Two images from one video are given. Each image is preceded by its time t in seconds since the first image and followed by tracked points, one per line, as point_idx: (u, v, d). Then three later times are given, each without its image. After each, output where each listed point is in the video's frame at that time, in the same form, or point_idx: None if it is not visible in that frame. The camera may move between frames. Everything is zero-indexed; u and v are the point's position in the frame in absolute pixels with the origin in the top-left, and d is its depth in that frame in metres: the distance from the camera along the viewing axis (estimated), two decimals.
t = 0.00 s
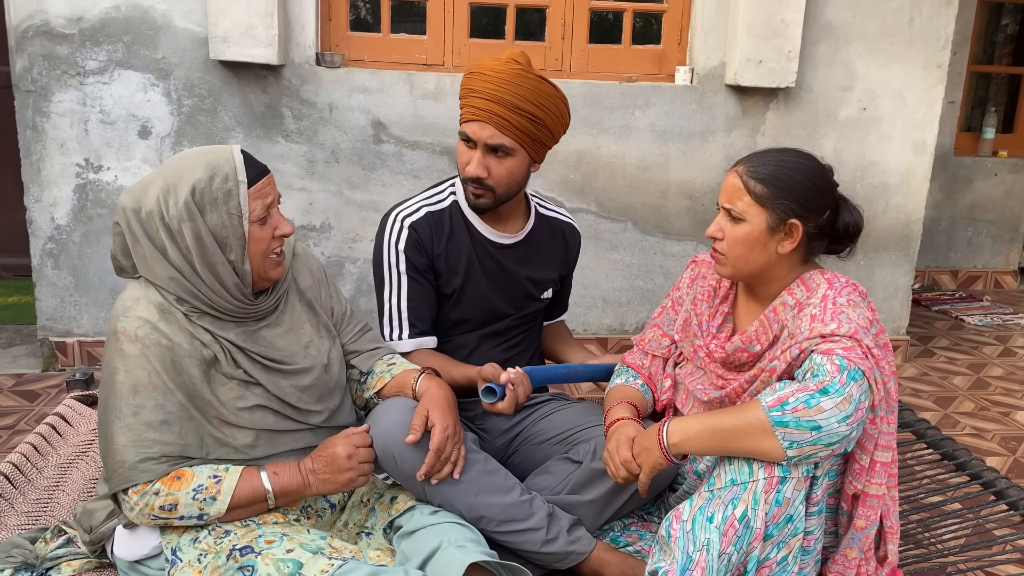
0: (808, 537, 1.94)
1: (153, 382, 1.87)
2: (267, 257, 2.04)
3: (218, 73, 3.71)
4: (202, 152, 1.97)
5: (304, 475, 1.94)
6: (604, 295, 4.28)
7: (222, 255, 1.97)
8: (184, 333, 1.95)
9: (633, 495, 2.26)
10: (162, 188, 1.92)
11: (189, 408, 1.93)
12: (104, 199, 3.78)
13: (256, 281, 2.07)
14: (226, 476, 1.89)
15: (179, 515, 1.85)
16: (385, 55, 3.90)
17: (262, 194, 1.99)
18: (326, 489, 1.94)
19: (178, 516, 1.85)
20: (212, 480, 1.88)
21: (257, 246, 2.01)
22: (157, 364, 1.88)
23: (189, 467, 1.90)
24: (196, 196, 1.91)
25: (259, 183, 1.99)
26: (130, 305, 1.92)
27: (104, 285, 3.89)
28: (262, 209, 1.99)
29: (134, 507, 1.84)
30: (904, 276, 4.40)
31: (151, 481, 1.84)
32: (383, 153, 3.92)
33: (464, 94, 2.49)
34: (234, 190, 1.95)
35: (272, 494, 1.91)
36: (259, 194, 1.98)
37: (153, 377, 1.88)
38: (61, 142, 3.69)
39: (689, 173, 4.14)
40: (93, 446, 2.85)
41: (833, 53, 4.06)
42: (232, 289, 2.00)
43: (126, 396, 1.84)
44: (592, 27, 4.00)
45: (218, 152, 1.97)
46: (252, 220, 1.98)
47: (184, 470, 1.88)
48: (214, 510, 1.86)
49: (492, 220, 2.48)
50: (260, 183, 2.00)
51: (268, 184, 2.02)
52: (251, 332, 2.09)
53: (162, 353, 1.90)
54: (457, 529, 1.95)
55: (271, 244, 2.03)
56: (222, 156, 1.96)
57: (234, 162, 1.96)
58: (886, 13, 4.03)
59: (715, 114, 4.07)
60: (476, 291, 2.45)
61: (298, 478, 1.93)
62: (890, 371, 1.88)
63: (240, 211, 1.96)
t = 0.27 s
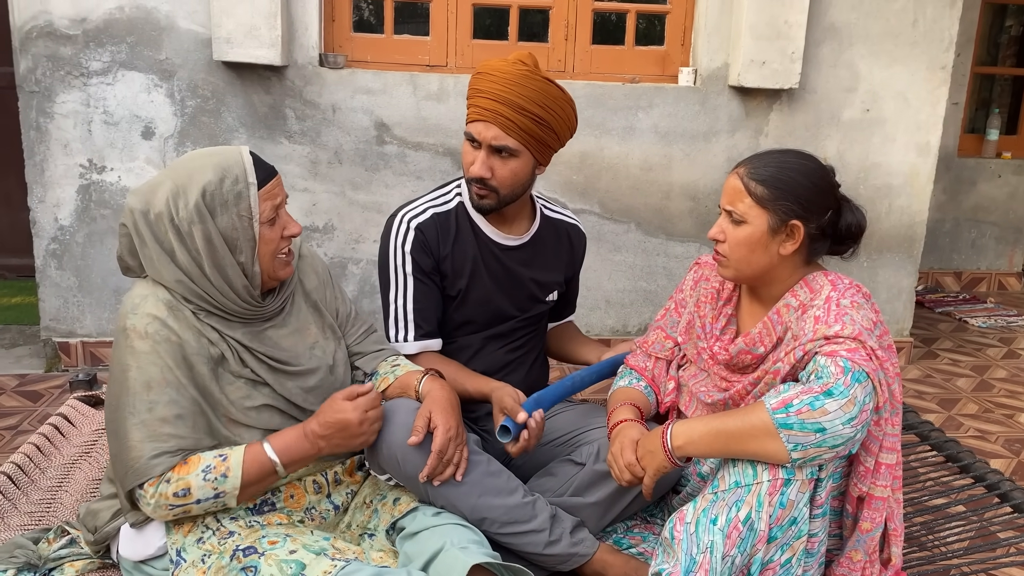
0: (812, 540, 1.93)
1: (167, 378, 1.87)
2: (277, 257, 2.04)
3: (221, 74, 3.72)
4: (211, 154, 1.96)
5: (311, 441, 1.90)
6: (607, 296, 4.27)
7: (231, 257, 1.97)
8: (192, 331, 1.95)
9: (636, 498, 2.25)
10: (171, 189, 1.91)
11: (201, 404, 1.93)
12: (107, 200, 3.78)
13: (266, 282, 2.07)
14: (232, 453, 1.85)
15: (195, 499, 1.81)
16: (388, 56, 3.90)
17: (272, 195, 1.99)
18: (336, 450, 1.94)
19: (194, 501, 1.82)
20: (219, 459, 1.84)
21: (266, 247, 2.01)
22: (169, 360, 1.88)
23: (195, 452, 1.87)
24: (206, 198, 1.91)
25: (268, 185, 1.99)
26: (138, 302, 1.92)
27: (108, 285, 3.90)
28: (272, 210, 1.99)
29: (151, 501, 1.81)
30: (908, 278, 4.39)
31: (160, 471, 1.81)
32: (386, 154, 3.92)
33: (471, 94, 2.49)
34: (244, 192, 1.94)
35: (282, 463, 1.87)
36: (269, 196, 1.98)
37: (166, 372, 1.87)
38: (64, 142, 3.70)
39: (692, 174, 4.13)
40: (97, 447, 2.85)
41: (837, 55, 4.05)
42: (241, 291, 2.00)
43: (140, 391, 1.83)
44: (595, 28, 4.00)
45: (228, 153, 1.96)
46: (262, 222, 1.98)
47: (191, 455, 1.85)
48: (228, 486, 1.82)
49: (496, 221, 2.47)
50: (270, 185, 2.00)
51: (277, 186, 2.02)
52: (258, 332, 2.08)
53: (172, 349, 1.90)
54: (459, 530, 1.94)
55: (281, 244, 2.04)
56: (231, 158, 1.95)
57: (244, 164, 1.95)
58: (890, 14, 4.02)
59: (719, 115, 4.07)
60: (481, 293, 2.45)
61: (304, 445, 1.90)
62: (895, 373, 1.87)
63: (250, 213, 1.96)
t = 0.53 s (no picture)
0: (813, 541, 1.93)
1: (206, 355, 1.89)
2: (285, 258, 2.06)
3: (224, 75, 3.72)
4: (220, 157, 1.96)
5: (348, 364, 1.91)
6: (609, 297, 4.27)
7: (243, 262, 1.97)
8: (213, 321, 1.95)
9: (636, 499, 2.27)
10: (181, 194, 1.90)
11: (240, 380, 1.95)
12: (110, 201, 3.79)
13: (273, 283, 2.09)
14: (280, 400, 1.84)
15: (265, 455, 1.80)
16: (390, 57, 3.91)
17: (281, 199, 2.00)
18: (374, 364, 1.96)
19: (265, 457, 1.80)
20: (271, 410, 1.83)
21: (276, 251, 2.02)
22: (203, 339, 1.90)
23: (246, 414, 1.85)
24: (218, 203, 1.91)
25: (278, 188, 1.99)
26: (151, 295, 1.93)
27: (110, 286, 3.90)
28: (281, 213, 2.00)
29: (226, 474, 1.79)
30: (910, 279, 4.38)
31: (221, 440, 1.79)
32: (388, 155, 3.93)
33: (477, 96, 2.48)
34: (256, 197, 1.95)
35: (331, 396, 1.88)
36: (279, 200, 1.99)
37: (204, 351, 1.89)
38: (67, 144, 3.70)
39: (694, 175, 4.13)
40: (100, 447, 2.85)
41: (839, 56, 4.05)
42: (251, 294, 2.01)
43: (188, 370, 1.84)
44: (597, 29, 4.00)
45: (237, 157, 1.96)
46: (273, 225, 1.99)
47: (244, 418, 1.84)
48: (291, 432, 1.82)
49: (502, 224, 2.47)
50: (279, 188, 2.00)
51: (286, 189, 2.02)
52: (265, 329, 2.09)
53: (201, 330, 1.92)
54: (461, 531, 1.94)
55: (289, 246, 2.05)
56: (242, 162, 1.96)
57: (255, 168, 1.96)
58: (893, 15, 4.01)
59: (721, 116, 4.06)
60: (485, 294, 2.45)
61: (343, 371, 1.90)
62: (896, 374, 1.87)
63: (262, 217, 1.97)
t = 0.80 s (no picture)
0: (815, 543, 1.93)
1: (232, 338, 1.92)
2: (288, 265, 2.04)
3: (226, 77, 3.72)
4: (231, 160, 1.96)
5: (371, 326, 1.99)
6: (611, 298, 4.27)
7: (245, 265, 1.97)
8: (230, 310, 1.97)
9: (639, 501, 2.27)
10: (188, 196, 1.91)
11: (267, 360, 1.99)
12: (112, 202, 3.79)
13: (277, 288, 2.08)
14: (316, 369, 1.89)
15: (313, 422, 1.85)
16: (392, 59, 3.91)
17: (288, 206, 2.00)
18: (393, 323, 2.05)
19: (314, 424, 1.85)
20: (309, 378, 1.88)
21: (280, 257, 2.02)
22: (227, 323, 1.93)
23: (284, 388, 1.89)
24: (224, 206, 1.91)
25: (286, 196, 1.99)
26: (162, 290, 1.93)
27: (113, 287, 3.90)
28: (287, 220, 2.00)
29: (279, 445, 1.83)
30: (913, 281, 4.37)
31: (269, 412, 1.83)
32: (390, 157, 3.93)
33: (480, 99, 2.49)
34: (262, 203, 1.95)
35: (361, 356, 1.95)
36: (285, 207, 1.98)
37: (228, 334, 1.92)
38: (70, 145, 3.71)
39: (696, 177, 4.13)
40: (102, 449, 2.85)
41: (841, 57, 4.05)
42: (253, 297, 2.01)
43: (221, 351, 1.87)
44: (599, 31, 4.00)
45: (246, 161, 1.96)
46: (277, 232, 1.99)
47: (283, 391, 1.88)
48: (333, 396, 1.88)
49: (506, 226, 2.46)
50: (287, 195, 2.00)
51: (294, 197, 2.02)
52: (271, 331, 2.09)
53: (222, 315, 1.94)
54: (463, 533, 1.94)
55: (293, 253, 2.04)
56: (251, 167, 1.96)
57: (263, 174, 1.96)
58: (895, 17, 4.01)
59: (723, 118, 4.06)
60: (487, 297, 2.45)
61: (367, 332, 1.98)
62: (897, 376, 1.86)
63: (266, 223, 1.96)
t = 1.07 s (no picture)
0: (815, 544, 1.92)
1: (199, 367, 1.88)
2: (290, 261, 2.03)
3: (227, 77, 3.73)
4: (229, 157, 1.97)
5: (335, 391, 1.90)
6: (612, 299, 4.27)
7: (244, 260, 1.97)
8: (213, 327, 1.95)
9: (641, 502, 2.26)
10: (186, 192, 1.91)
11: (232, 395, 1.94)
12: (113, 202, 3.79)
13: (278, 284, 2.07)
14: (266, 423, 1.83)
15: (243, 476, 1.79)
16: (393, 60, 3.91)
17: (286, 201, 1.99)
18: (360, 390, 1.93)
19: (243, 478, 1.80)
20: (255, 431, 1.82)
21: (279, 252, 2.01)
22: (199, 351, 1.90)
23: (232, 433, 1.85)
24: (221, 201, 1.91)
25: (283, 190, 1.99)
26: (156, 298, 1.93)
27: (113, 287, 3.90)
28: (285, 214, 1.99)
29: (201, 488, 1.79)
30: (913, 283, 4.37)
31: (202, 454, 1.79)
32: (390, 157, 3.93)
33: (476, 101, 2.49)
34: (259, 197, 1.95)
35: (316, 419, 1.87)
36: (283, 201, 1.98)
37: (198, 363, 1.88)
38: (71, 145, 3.71)
39: (697, 178, 4.13)
40: (102, 449, 2.85)
41: (842, 59, 4.05)
42: (253, 293, 2.01)
43: (178, 381, 1.84)
44: (600, 32, 4.00)
45: (244, 156, 1.97)
46: (275, 227, 1.98)
47: (228, 436, 1.84)
48: (273, 454, 1.81)
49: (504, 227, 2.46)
50: (285, 190, 2.00)
51: (292, 191, 2.02)
52: (271, 334, 2.09)
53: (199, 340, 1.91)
54: (463, 534, 1.94)
55: (293, 249, 2.03)
56: (248, 162, 1.96)
57: (260, 168, 1.96)
58: (896, 19, 4.01)
59: (724, 119, 4.06)
60: (485, 298, 2.45)
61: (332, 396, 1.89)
62: (897, 377, 1.86)
63: (264, 217, 1.96)
